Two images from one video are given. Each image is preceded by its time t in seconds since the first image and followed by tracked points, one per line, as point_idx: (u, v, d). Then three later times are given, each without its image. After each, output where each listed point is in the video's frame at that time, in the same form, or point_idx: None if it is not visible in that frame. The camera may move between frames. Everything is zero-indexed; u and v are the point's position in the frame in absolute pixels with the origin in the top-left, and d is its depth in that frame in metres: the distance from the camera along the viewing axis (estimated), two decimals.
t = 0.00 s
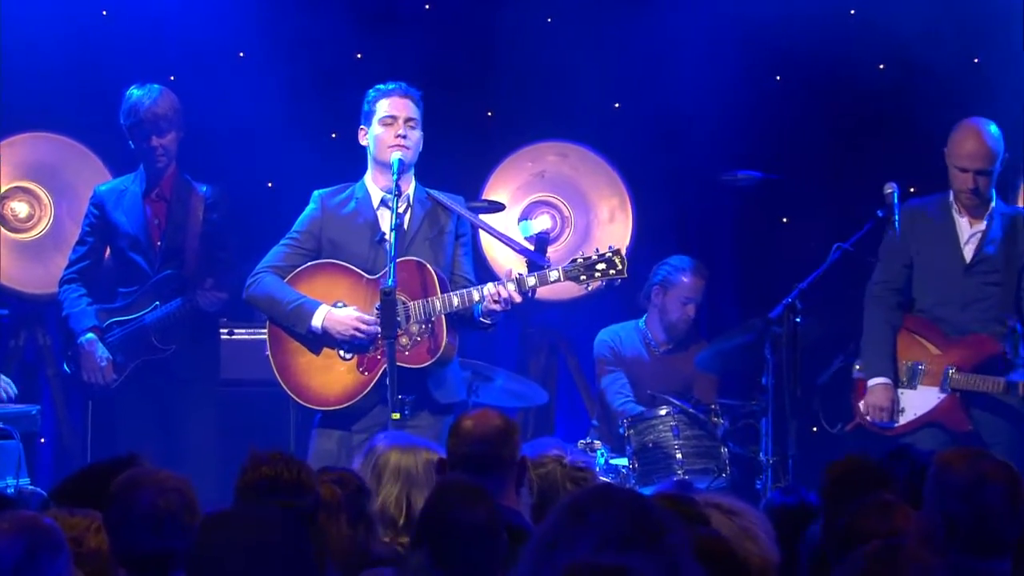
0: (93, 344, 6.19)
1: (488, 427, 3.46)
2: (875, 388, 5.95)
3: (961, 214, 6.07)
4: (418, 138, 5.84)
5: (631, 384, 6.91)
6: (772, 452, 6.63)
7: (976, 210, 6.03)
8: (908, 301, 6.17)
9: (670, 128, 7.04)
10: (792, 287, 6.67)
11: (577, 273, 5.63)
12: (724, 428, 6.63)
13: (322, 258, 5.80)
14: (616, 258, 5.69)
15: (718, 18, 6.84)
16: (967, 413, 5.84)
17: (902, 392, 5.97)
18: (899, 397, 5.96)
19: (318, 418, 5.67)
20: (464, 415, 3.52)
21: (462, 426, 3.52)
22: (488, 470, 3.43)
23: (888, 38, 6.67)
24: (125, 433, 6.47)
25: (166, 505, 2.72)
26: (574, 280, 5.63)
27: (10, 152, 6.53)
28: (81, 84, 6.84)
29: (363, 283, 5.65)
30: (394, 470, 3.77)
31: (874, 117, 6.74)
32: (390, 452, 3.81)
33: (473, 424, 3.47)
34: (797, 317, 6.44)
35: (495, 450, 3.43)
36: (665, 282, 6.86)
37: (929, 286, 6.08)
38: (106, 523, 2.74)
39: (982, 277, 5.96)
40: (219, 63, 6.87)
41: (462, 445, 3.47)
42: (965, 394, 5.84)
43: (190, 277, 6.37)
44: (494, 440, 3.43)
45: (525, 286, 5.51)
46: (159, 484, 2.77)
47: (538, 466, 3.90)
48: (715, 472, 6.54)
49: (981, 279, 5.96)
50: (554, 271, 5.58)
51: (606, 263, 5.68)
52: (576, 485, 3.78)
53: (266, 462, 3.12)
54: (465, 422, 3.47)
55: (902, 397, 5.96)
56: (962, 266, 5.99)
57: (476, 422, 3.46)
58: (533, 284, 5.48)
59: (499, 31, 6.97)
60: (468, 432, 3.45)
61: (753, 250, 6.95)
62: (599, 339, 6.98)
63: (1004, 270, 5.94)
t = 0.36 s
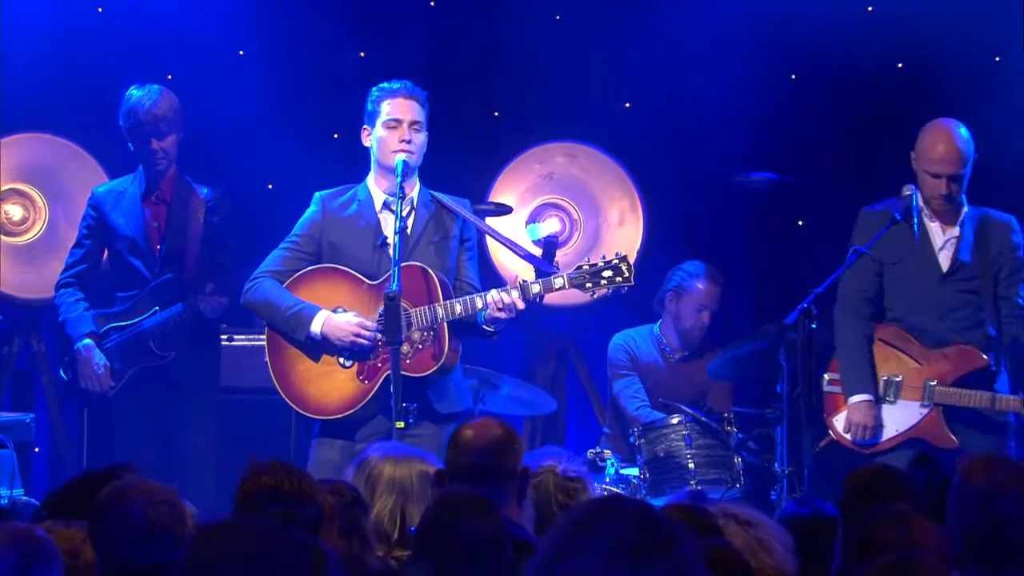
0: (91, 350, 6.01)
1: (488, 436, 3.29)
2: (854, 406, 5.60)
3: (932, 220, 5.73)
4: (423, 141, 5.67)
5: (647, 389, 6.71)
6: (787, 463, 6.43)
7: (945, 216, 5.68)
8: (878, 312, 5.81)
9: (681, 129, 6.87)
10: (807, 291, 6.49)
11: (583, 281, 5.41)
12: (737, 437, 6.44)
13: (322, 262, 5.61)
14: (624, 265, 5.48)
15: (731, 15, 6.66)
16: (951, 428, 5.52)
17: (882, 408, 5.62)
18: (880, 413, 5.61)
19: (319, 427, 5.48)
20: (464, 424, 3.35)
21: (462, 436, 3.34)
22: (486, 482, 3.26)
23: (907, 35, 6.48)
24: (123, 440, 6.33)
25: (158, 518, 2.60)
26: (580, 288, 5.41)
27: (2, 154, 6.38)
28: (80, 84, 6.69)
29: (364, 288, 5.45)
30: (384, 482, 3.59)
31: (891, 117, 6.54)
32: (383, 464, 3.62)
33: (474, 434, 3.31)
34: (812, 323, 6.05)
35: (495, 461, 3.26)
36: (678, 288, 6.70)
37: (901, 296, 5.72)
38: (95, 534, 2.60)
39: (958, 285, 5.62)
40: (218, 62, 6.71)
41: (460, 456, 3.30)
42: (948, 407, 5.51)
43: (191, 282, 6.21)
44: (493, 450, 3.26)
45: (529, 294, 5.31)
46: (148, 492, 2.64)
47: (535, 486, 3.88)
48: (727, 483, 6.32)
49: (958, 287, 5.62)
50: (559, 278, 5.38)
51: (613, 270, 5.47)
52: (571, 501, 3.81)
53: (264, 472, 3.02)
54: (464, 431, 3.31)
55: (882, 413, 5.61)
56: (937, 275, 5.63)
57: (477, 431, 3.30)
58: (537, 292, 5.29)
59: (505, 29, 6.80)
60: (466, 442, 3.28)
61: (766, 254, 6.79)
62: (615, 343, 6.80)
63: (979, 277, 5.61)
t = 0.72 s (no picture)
0: (86, 355, 5.85)
1: (491, 445, 3.29)
2: (843, 423, 5.57)
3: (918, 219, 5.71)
4: (431, 151, 5.43)
5: (660, 396, 6.53)
6: (803, 472, 6.24)
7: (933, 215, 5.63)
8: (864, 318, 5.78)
9: (694, 128, 6.69)
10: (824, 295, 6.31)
11: (592, 286, 5.22)
12: (753, 446, 6.22)
13: (324, 266, 5.42)
14: (634, 270, 5.27)
15: (746, 11, 6.46)
16: (942, 436, 5.52)
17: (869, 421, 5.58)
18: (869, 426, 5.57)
19: (320, 436, 5.28)
20: (468, 432, 3.36)
21: (465, 444, 3.33)
22: (488, 492, 3.24)
23: (928, 31, 6.28)
24: (123, 449, 6.15)
25: (147, 531, 2.55)
26: (588, 293, 5.23)
27: None
28: (80, 82, 6.60)
29: (366, 293, 5.29)
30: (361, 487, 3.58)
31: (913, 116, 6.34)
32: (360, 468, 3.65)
33: (476, 443, 3.30)
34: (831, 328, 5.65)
35: (496, 471, 3.24)
36: (684, 294, 6.57)
37: (888, 302, 5.68)
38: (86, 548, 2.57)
39: (948, 288, 5.60)
40: (219, 61, 6.57)
41: (462, 465, 3.30)
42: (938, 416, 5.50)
43: (191, 287, 6.00)
44: (495, 459, 3.26)
45: (537, 300, 5.13)
46: (139, 505, 2.59)
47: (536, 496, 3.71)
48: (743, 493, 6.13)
49: (946, 291, 5.60)
50: (567, 283, 5.19)
51: (622, 275, 5.26)
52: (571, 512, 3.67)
53: (265, 483, 2.82)
54: (468, 440, 3.31)
55: (871, 426, 5.57)
56: (926, 279, 5.61)
57: (481, 440, 3.30)
58: (546, 299, 5.11)
59: (514, 26, 6.61)
60: (468, 451, 3.28)
61: (783, 257, 6.60)
62: (628, 347, 6.61)
63: (969, 279, 5.59)
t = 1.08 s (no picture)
0: (83, 361, 5.66)
1: (494, 456, 3.15)
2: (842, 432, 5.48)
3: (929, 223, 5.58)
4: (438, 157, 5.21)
5: (674, 405, 6.35)
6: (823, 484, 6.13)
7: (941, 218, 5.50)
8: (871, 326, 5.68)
9: (708, 129, 6.51)
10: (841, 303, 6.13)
11: (603, 292, 5.02)
12: (769, 457, 6.04)
13: (326, 272, 5.24)
14: (647, 274, 5.07)
15: (762, 8, 6.28)
16: (943, 447, 5.37)
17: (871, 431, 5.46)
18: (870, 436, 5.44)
19: (324, 445, 5.10)
20: (470, 443, 3.21)
21: (467, 454, 3.17)
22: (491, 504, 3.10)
23: (950, 29, 6.08)
24: (122, 461, 5.93)
25: (145, 546, 2.44)
26: (599, 299, 5.03)
27: None
28: (77, 82, 6.45)
29: (370, 300, 5.08)
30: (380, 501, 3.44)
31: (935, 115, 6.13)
32: (379, 479, 3.49)
33: (478, 454, 3.15)
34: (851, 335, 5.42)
35: (499, 482, 3.11)
36: (699, 301, 6.38)
37: (894, 309, 5.58)
38: (80, 562, 2.47)
39: (954, 294, 5.48)
40: (220, 60, 6.39)
41: (463, 477, 3.16)
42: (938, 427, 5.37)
43: (189, 288, 5.80)
44: (496, 471, 3.12)
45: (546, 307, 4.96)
46: (139, 516, 2.48)
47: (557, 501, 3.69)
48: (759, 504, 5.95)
49: (953, 297, 5.48)
50: (578, 289, 5.01)
51: (634, 281, 5.05)
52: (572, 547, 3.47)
53: (266, 494, 2.71)
54: (470, 450, 3.16)
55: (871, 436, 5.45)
56: (931, 285, 5.49)
57: (484, 451, 3.15)
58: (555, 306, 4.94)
59: (523, 24, 6.44)
60: (469, 462, 3.14)
61: (800, 260, 6.42)
62: (641, 356, 6.41)
63: (976, 286, 5.46)
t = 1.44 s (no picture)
0: (73, 370, 5.54)
1: (489, 468, 3.02)
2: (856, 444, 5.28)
3: (944, 228, 5.38)
4: (445, 154, 5.03)
5: (689, 415, 6.15)
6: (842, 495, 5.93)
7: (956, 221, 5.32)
8: (886, 335, 5.44)
9: (725, 129, 6.32)
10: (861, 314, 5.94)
11: (615, 298, 4.80)
12: (786, 467, 5.85)
13: (330, 276, 5.06)
14: (660, 279, 4.83)
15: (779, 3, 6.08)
16: (959, 459, 5.17)
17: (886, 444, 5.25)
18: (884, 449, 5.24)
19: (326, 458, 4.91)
20: (463, 455, 3.08)
21: (460, 466, 3.04)
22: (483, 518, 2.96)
23: (975, 25, 5.83)
24: (118, 472, 5.77)
25: (152, 555, 2.31)
26: (612, 306, 4.81)
27: None
28: (70, 83, 6.26)
29: (376, 307, 4.90)
30: (399, 514, 3.34)
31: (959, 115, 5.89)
32: (398, 490, 3.38)
33: (472, 465, 3.02)
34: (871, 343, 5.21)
35: (493, 495, 2.97)
36: (714, 308, 6.18)
37: (907, 316, 5.37)
38: None
39: (969, 301, 5.30)
40: (221, 59, 6.21)
41: (456, 491, 3.01)
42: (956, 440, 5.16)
43: (183, 296, 5.65)
44: (489, 483, 2.98)
45: (556, 313, 4.74)
46: (140, 532, 2.35)
47: (580, 514, 3.68)
48: (777, 517, 5.74)
49: (968, 303, 5.29)
50: (590, 295, 4.78)
51: (648, 286, 4.83)
52: (588, 565, 3.49)
53: (270, 504, 2.59)
54: (464, 461, 3.03)
55: (886, 448, 5.24)
56: (946, 291, 5.30)
57: (477, 463, 3.02)
58: (566, 313, 4.72)
59: (533, 21, 6.25)
60: (462, 475, 3.00)
61: (819, 266, 6.22)
62: (655, 363, 6.22)
63: (992, 292, 5.27)
